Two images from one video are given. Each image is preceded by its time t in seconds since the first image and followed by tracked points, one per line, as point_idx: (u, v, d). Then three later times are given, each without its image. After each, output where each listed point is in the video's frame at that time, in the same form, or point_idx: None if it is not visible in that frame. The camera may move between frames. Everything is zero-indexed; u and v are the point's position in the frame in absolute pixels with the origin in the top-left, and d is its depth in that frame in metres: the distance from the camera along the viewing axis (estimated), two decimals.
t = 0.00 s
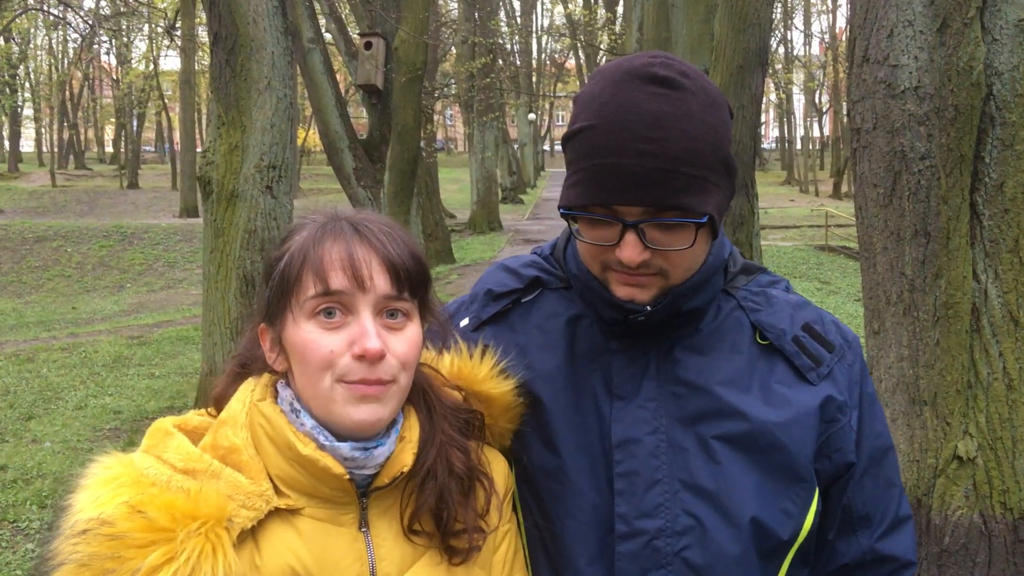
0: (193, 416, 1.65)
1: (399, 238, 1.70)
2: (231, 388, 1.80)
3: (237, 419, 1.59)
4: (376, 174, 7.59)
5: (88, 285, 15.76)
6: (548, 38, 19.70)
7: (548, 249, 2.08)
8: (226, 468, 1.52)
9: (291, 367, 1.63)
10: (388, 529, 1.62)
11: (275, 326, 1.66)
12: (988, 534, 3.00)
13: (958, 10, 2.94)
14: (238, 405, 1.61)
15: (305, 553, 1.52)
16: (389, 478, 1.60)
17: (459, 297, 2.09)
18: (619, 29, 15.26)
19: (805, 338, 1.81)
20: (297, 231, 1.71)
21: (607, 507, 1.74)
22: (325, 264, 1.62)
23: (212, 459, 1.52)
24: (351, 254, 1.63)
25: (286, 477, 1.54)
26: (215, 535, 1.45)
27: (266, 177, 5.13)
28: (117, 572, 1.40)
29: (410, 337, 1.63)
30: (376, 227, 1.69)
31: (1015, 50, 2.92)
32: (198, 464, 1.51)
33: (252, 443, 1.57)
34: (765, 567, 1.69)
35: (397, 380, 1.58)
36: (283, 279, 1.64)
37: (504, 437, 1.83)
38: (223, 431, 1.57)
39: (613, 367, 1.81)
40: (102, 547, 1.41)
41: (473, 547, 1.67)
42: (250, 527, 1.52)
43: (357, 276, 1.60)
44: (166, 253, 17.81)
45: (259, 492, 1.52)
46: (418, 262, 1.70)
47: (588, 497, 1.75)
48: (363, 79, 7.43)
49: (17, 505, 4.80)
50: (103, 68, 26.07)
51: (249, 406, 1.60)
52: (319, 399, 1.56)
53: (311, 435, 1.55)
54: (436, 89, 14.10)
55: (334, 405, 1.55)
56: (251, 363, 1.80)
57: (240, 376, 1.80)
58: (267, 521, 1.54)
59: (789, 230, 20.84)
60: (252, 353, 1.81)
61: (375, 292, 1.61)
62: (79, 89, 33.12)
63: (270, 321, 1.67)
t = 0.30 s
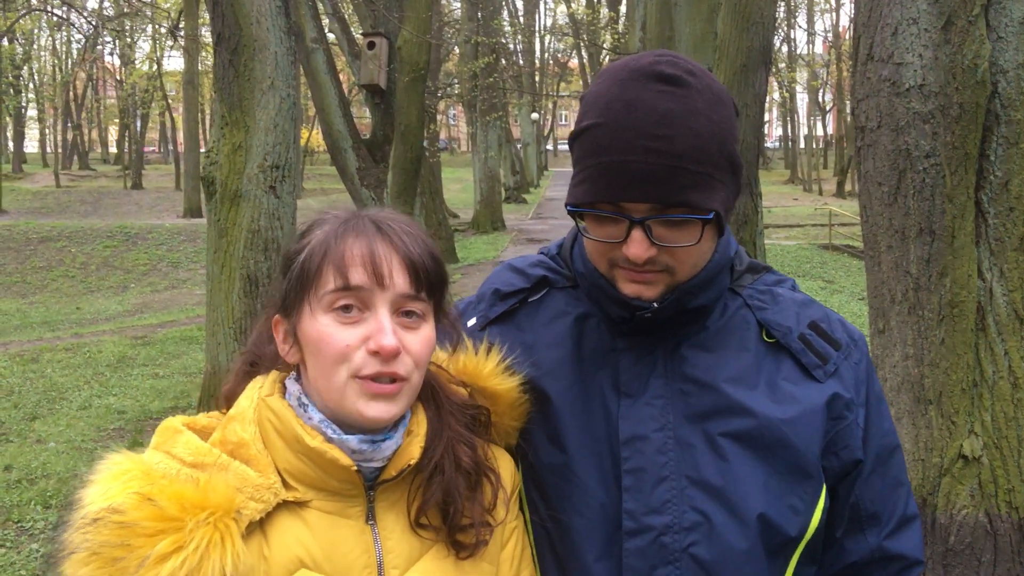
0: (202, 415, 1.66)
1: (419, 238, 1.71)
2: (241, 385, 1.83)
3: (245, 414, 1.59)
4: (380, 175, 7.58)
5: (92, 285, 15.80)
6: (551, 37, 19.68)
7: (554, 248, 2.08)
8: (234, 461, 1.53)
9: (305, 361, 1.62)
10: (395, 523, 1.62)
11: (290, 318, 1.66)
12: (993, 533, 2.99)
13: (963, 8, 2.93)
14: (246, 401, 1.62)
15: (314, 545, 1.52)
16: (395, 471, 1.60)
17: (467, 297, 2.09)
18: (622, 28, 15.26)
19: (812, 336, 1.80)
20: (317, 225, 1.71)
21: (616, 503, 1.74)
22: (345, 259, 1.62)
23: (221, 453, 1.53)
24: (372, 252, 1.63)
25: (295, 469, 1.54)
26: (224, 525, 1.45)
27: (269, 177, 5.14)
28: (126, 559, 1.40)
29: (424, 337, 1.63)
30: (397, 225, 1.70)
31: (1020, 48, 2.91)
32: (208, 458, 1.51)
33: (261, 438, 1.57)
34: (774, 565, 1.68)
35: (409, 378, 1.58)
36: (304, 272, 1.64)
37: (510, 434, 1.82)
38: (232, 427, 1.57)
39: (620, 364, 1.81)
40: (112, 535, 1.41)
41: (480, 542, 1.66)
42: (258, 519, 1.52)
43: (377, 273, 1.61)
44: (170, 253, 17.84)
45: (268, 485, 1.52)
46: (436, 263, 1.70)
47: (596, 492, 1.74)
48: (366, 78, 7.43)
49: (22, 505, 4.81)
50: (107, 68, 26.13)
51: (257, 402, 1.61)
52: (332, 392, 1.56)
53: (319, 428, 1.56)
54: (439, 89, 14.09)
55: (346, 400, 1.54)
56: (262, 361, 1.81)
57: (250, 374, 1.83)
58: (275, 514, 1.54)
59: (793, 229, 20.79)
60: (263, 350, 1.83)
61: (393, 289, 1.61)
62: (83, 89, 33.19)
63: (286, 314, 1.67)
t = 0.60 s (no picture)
0: (199, 413, 1.65)
1: (484, 273, 1.75)
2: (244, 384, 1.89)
3: (242, 415, 1.59)
4: (379, 173, 7.55)
5: (92, 284, 15.79)
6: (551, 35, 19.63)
7: (555, 247, 2.08)
8: (228, 462, 1.53)
9: (337, 330, 1.63)
10: (390, 524, 1.61)
11: (340, 289, 1.68)
12: (994, 531, 2.99)
13: (963, 5, 2.92)
14: (244, 403, 1.62)
15: (307, 546, 1.52)
16: (390, 468, 1.59)
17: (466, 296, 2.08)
18: (622, 26, 15.24)
19: (813, 334, 1.80)
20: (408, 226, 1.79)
21: (621, 501, 1.74)
22: (423, 257, 1.67)
23: (214, 454, 1.53)
24: (447, 261, 1.68)
25: (289, 469, 1.54)
26: (217, 527, 1.46)
27: (269, 176, 5.13)
28: (118, 561, 1.41)
29: (451, 358, 1.63)
30: (474, 255, 1.76)
31: (1021, 45, 2.89)
32: (202, 459, 1.51)
33: (256, 438, 1.56)
34: (777, 563, 1.68)
35: (423, 386, 1.57)
36: (381, 254, 1.69)
37: (507, 437, 1.81)
38: (227, 428, 1.57)
39: (624, 363, 1.81)
40: (104, 536, 1.42)
41: (476, 543, 1.65)
42: (251, 521, 1.52)
43: (445, 281, 1.65)
44: (170, 252, 17.83)
45: (261, 486, 1.52)
46: (486, 303, 1.73)
47: (598, 491, 1.74)
48: (366, 77, 7.39)
49: (22, 504, 4.81)
50: (107, 67, 26.09)
51: (254, 402, 1.60)
52: (352, 366, 1.55)
53: (317, 425, 1.55)
54: (439, 87, 14.08)
55: (361, 377, 1.53)
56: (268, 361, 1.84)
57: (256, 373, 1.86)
58: (269, 515, 1.54)
59: (794, 227, 20.76)
60: (270, 350, 1.85)
61: (449, 303, 1.64)
62: (82, 88, 33.17)
63: (339, 285, 1.70)
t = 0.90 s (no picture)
0: (200, 411, 1.65)
1: (505, 289, 1.74)
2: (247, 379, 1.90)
3: (244, 412, 1.59)
4: (380, 172, 7.54)
5: (92, 284, 15.79)
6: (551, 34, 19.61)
7: (554, 244, 2.08)
8: (230, 461, 1.53)
9: (353, 340, 1.61)
10: (391, 526, 1.62)
11: (360, 296, 1.65)
12: (992, 530, 2.99)
13: (962, 5, 2.92)
14: (246, 400, 1.62)
15: (308, 545, 1.52)
16: (395, 474, 1.61)
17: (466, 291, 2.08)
18: (622, 25, 15.22)
19: (813, 335, 1.80)
20: (437, 235, 1.75)
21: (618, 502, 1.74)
22: (450, 277, 1.64)
23: (216, 452, 1.53)
24: (473, 284, 1.65)
25: (291, 470, 1.54)
26: (219, 525, 1.46)
27: (269, 175, 5.13)
28: (120, 557, 1.41)
29: (463, 381, 1.64)
30: (497, 274, 1.73)
31: (1020, 44, 2.89)
32: (203, 457, 1.51)
33: (257, 437, 1.56)
34: (774, 564, 1.68)
35: (433, 411, 1.57)
36: (407, 268, 1.66)
37: (507, 438, 1.82)
38: (229, 425, 1.57)
39: (621, 362, 1.80)
40: (106, 533, 1.42)
41: (478, 549, 1.67)
42: (253, 520, 1.52)
43: (469, 308, 1.63)
44: (170, 251, 17.83)
45: (263, 486, 1.52)
46: (503, 324, 1.72)
47: (596, 491, 1.74)
48: (366, 76, 7.39)
49: (21, 503, 4.81)
50: (107, 66, 26.08)
51: (256, 400, 1.60)
52: (365, 387, 1.55)
53: (322, 426, 1.55)
54: (439, 86, 14.07)
55: (373, 399, 1.54)
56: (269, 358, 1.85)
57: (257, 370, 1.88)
58: (270, 514, 1.54)
59: (794, 227, 20.76)
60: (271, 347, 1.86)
61: (471, 330, 1.63)
62: (82, 87, 33.15)
63: (359, 289, 1.67)
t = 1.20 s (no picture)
0: (198, 415, 1.65)
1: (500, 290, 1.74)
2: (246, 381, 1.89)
3: (244, 419, 1.59)
4: (379, 174, 7.61)
5: (91, 286, 15.79)
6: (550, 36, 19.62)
7: (554, 247, 2.08)
8: (232, 470, 1.53)
9: (347, 351, 1.61)
10: (392, 534, 1.63)
11: (353, 306, 1.66)
12: (991, 533, 2.99)
13: (961, 9, 2.93)
14: (245, 406, 1.62)
15: (309, 554, 1.52)
16: (397, 482, 1.61)
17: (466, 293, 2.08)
18: (621, 28, 15.24)
19: (812, 339, 1.80)
20: (429, 240, 1.75)
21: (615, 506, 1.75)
22: (442, 284, 1.64)
23: (217, 461, 1.53)
24: (466, 288, 1.65)
25: (292, 478, 1.54)
26: (220, 536, 1.46)
27: (269, 177, 5.14)
28: (121, 569, 1.42)
29: (460, 385, 1.65)
30: (491, 275, 1.73)
31: (1018, 48, 2.90)
32: (204, 465, 1.52)
33: (258, 444, 1.57)
34: (773, 568, 1.68)
35: (431, 417, 1.59)
36: (397, 276, 1.65)
37: (506, 443, 1.83)
38: (229, 432, 1.58)
39: (620, 366, 1.81)
40: (107, 544, 1.42)
41: (478, 556, 1.68)
42: (254, 529, 1.53)
43: (463, 313, 1.63)
44: (170, 252, 17.84)
45: (264, 494, 1.53)
46: (500, 325, 1.73)
47: (595, 497, 1.75)
48: (366, 78, 7.43)
49: (21, 505, 4.82)
50: (107, 68, 26.07)
51: (256, 407, 1.60)
52: (360, 398, 1.55)
53: (326, 437, 1.56)
54: (439, 88, 14.09)
55: (370, 410, 1.55)
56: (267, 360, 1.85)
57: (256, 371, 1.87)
58: (271, 523, 1.54)
59: (793, 229, 20.76)
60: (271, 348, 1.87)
61: (466, 335, 1.64)
62: (82, 89, 33.16)
63: (351, 299, 1.67)
